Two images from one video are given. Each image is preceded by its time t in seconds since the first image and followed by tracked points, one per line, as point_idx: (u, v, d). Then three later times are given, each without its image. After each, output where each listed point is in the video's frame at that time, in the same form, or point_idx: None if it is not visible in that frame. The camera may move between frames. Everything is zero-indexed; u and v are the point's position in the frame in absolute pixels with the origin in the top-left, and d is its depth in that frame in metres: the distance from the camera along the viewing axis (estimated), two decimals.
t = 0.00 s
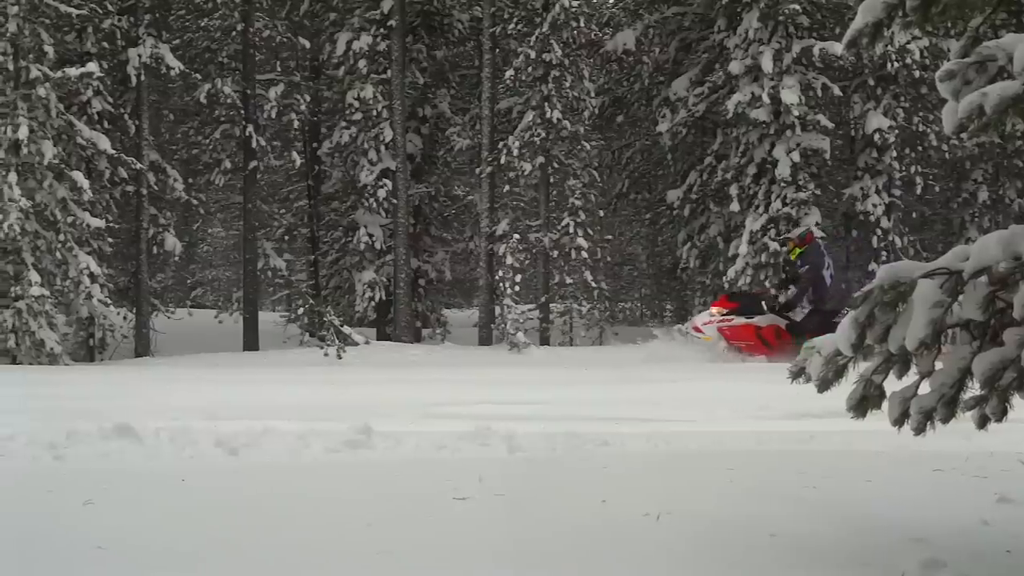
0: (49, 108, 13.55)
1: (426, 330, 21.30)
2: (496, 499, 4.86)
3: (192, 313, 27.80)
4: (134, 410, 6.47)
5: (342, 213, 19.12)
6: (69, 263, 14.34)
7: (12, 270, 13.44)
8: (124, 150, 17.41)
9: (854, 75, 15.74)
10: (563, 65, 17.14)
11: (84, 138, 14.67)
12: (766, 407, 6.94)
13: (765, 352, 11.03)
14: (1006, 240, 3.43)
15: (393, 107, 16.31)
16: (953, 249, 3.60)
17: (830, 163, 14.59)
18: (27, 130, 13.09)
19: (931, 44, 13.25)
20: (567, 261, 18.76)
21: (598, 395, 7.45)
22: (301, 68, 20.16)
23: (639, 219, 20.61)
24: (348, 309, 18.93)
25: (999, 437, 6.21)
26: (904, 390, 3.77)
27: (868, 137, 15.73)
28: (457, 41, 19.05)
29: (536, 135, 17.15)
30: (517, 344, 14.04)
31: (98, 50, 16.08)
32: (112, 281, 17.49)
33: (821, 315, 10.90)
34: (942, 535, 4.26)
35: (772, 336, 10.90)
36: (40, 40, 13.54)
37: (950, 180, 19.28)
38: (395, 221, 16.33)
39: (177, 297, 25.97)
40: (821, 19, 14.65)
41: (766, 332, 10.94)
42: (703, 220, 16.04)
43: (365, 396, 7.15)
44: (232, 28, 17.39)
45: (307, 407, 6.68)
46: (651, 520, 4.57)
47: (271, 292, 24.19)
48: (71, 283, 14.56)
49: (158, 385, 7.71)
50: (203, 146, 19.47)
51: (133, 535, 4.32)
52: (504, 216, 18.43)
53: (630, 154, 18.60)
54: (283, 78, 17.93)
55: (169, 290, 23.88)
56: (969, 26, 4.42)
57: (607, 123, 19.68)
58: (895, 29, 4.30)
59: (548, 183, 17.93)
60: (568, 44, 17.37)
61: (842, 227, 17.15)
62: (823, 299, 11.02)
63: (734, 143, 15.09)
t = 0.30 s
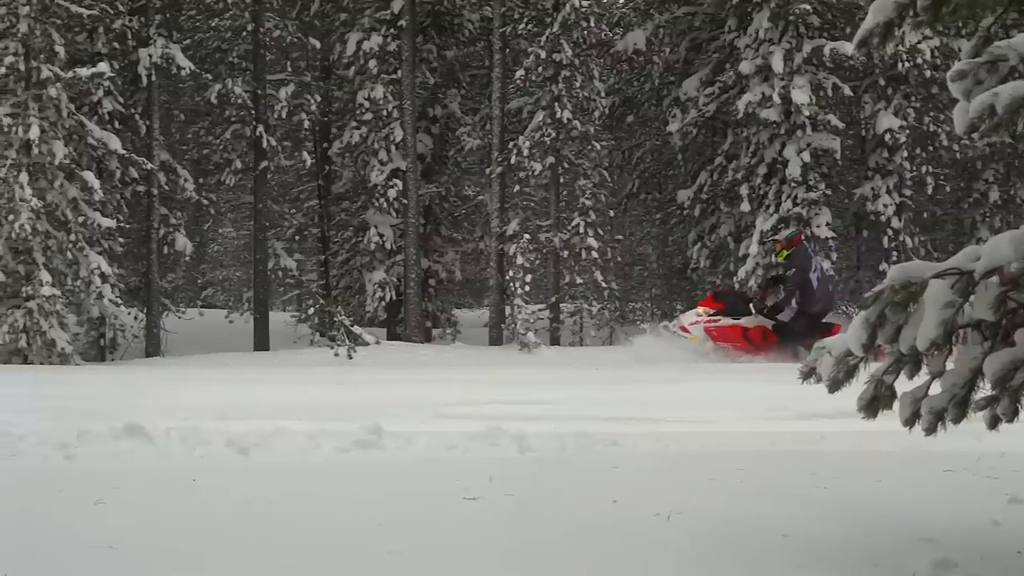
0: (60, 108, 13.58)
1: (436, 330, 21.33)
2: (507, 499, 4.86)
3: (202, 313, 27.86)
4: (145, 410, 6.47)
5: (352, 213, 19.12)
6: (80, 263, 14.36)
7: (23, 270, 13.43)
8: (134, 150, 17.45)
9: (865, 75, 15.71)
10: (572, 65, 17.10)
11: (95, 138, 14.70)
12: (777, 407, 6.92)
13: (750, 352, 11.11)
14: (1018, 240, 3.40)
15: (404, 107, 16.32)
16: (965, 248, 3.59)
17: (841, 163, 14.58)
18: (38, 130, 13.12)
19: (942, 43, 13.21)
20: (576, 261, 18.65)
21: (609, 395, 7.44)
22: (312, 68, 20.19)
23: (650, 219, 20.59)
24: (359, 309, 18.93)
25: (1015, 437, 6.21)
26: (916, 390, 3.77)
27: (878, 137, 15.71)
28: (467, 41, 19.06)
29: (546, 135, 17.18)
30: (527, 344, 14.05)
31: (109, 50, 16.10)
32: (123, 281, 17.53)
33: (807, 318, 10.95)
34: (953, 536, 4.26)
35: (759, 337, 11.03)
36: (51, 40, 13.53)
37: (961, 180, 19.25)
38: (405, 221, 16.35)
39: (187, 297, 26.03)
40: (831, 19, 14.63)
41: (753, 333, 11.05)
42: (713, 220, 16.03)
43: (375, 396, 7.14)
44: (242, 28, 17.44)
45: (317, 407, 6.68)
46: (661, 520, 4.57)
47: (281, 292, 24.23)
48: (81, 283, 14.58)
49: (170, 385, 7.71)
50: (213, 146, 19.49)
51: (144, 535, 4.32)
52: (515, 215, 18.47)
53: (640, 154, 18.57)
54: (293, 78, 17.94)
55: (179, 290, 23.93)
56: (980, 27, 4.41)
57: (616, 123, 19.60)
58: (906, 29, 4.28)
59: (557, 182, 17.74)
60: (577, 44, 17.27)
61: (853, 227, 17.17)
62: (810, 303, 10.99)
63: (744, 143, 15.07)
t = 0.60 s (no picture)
0: (69, 108, 13.58)
1: (446, 331, 21.34)
2: (515, 499, 4.86)
3: (211, 313, 27.90)
4: (155, 410, 6.48)
5: (361, 213, 19.11)
6: (89, 263, 14.44)
7: (33, 269, 13.47)
8: (143, 150, 17.50)
9: (874, 75, 15.67)
10: (582, 64, 17.25)
11: (104, 138, 14.69)
12: (787, 407, 6.91)
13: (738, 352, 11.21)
14: None
15: (413, 107, 16.34)
16: (974, 249, 3.58)
17: (850, 162, 14.55)
18: (47, 130, 13.12)
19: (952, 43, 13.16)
20: (587, 262, 18.75)
21: (620, 394, 7.43)
22: (321, 68, 20.26)
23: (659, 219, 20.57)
24: (368, 309, 18.90)
25: None
26: (925, 390, 3.76)
27: (888, 137, 15.70)
28: (477, 41, 19.07)
29: (556, 136, 17.37)
30: (537, 344, 14.04)
31: (119, 50, 16.13)
32: (132, 281, 17.55)
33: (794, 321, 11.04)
34: (961, 535, 4.26)
35: (747, 337, 11.11)
36: (61, 40, 13.51)
37: (971, 180, 19.23)
38: (415, 221, 16.37)
39: (196, 297, 26.07)
40: (841, 19, 14.62)
41: (741, 333, 11.16)
42: (722, 220, 16.01)
43: (385, 396, 7.13)
44: (252, 28, 17.54)
45: (326, 407, 6.67)
46: (670, 520, 4.57)
47: (291, 292, 24.24)
48: (91, 283, 14.61)
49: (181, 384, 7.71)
50: (222, 146, 19.50)
51: (153, 535, 4.33)
52: (524, 215, 18.49)
53: (650, 154, 18.55)
54: (302, 77, 17.98)
55: (189, 290, 23.96)
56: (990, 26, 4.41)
57: (626, 123, 19.19)
58: (915, 29, 4.28)
59: (567, 181, 18.35)
60: (588, 43, 17.56)
61: (863, 227, 17.18)
62: (798, 305, 11.07)
63: (754, 143, 15.05)
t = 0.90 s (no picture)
0: (80, 108, 13.60)
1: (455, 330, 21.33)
2: (525, 499, 4.86)
3: (221, 313, 27.93)
4: (160, 410, 6.47)
5: (371, 213, 19.12)
6: (100, 263, 14.41)
7: (44, 269, 13.49)
8: (154, 151, 17.53)
9: (884, 75, 15.63)
10: (591, 64, 17.68)
11: (114, 138, 14.71)
12: (796, 407, 6.89)
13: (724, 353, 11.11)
14: None
15: (423, 107, 16.38)
16: (985, 249, 3.57)
17: (860, 162, 14.53)
18: (58, 130, 13.12)
19: (962, 42, 13.13)
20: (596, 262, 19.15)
21: (627, 395, 7.43)
22: (330, 68, 20.29)
23: (669, 219, 20.52)
24: (378, 309, 18.81)
25: None
26: (935, 390, 3.76)
27: (898, 137, 15.67)
28: (486, 41, 19.09)
29: (564, 135, 17.70)
30: (547, 344, 14.03)
31: (129, 50, 16.16)
32: (143, 281, 17.59)
33: (783, 323, 11.09)
34: (972, 536, 4.27)
35: (735, 338, 11.02)
36: (71, 40, 13.52)
37: (981, 180, 19.19)
38: (424, 221, 16.38)
39: (206, 297, 26.10)
40: (850, 19, 14.60)
41: (729, 333, 11.07)
42: (732, 220, 15.98)
43: (394, 396, 7.12)
44: (262, 28, 17.56)
45: (335, 407, 6.67)
46: (681, 520, 4.57)
47: (300, 292, 24.25)
48: (102, 283, 14.61)
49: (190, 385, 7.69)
50: (232, 146, 19.51)
51: (163, 535, 4.33)
52: (534, 216, 18.52)
53: (659, 154, 18.35)
54: (312, 77, 18.01)
55: (199, 290, 23.98)
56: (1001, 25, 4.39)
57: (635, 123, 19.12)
58: (925, 28, 4.27)
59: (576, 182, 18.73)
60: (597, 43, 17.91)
61: (873, 227, 17.18)
62: (787, 307, 11.19)
63: (763, 143, 15.03)
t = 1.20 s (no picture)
0: (90, 108, 13.60)
1: (465, 330, 21.32)
2: (536, 499, 4.86)
3: (232, 313, 27.98)
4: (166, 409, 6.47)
5: (381, 213, 19.11)
6: (111, 263, 14.39)
7: (54, 269, 13.50)
8: (164, 151, 17.56)
9: (895, 75, 15.60)
10: (602, 65, 17.28)
11: (125, 138, 14.71)
12: (806, 407, 6.87)
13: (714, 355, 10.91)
14: None
15: (433, 107, 16.40)
16: (997, 249, 3.56)
17: (870, 163, 14.49)
18: (68, 130, 13.11)
19: (972, 42, 13.10)
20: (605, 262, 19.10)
21: (633, 395, 7.41)
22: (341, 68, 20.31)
23: (679, 218, 20.48)
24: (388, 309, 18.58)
25: None
26: (946, 390, 3.75)
27: (908, 137, 15.64)
28: (496, 41, 19.10)
29: (575, 135, 17.36)
30: (557, 344, 14.02)
31: (139, 51, 16.17)
32: (152, 281, 17.62)
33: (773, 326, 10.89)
34: (983, 536, 4.26)
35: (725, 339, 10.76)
36: (82, 40, 13.50)
37: (992, 180, 19.15)
38: (434, 221, 16.40)
39: (217, 297, 26.11)
40: (861, 19, 14.58)
41: (719, 334, 10.82)
42: (742, 220, 15.95)
43: (403, 396, 7.11)
44: (272, 28, 17.55)
45: (343, 407, 6.66)
46: (691, 520, 4.56)
47: (310, 292, 24.26)
48: (112, 283, 14.61)
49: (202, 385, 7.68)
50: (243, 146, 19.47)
51: (173, 535, 4.33)
52: (543, 216, 18.56)
53: (669, 154, 18.40)
54: (322, 77, 18.05)
55: (209, 290, 24.00)
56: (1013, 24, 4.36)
57: (646, 123, 19.62)
58: (936, 27, 4.26)
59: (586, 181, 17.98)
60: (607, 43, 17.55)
61: (883, 228, 17.16)
62: (777, 309, 10.97)
63: (774, 143, 15.00)
